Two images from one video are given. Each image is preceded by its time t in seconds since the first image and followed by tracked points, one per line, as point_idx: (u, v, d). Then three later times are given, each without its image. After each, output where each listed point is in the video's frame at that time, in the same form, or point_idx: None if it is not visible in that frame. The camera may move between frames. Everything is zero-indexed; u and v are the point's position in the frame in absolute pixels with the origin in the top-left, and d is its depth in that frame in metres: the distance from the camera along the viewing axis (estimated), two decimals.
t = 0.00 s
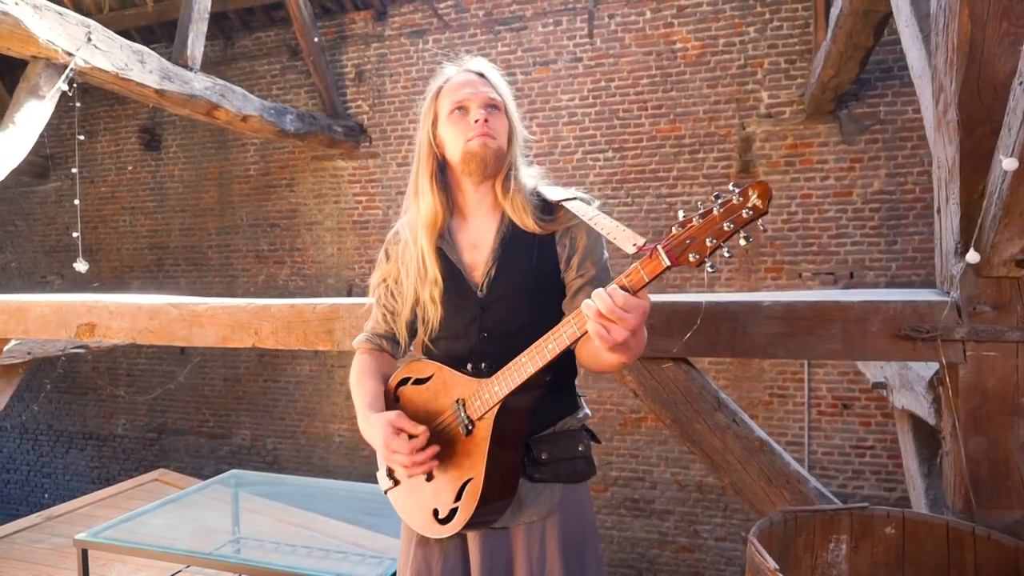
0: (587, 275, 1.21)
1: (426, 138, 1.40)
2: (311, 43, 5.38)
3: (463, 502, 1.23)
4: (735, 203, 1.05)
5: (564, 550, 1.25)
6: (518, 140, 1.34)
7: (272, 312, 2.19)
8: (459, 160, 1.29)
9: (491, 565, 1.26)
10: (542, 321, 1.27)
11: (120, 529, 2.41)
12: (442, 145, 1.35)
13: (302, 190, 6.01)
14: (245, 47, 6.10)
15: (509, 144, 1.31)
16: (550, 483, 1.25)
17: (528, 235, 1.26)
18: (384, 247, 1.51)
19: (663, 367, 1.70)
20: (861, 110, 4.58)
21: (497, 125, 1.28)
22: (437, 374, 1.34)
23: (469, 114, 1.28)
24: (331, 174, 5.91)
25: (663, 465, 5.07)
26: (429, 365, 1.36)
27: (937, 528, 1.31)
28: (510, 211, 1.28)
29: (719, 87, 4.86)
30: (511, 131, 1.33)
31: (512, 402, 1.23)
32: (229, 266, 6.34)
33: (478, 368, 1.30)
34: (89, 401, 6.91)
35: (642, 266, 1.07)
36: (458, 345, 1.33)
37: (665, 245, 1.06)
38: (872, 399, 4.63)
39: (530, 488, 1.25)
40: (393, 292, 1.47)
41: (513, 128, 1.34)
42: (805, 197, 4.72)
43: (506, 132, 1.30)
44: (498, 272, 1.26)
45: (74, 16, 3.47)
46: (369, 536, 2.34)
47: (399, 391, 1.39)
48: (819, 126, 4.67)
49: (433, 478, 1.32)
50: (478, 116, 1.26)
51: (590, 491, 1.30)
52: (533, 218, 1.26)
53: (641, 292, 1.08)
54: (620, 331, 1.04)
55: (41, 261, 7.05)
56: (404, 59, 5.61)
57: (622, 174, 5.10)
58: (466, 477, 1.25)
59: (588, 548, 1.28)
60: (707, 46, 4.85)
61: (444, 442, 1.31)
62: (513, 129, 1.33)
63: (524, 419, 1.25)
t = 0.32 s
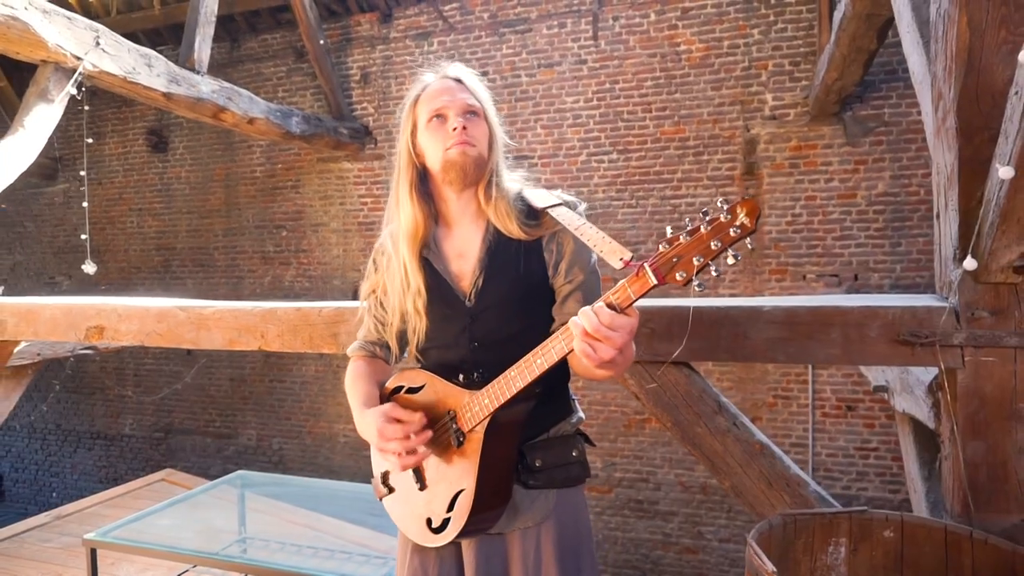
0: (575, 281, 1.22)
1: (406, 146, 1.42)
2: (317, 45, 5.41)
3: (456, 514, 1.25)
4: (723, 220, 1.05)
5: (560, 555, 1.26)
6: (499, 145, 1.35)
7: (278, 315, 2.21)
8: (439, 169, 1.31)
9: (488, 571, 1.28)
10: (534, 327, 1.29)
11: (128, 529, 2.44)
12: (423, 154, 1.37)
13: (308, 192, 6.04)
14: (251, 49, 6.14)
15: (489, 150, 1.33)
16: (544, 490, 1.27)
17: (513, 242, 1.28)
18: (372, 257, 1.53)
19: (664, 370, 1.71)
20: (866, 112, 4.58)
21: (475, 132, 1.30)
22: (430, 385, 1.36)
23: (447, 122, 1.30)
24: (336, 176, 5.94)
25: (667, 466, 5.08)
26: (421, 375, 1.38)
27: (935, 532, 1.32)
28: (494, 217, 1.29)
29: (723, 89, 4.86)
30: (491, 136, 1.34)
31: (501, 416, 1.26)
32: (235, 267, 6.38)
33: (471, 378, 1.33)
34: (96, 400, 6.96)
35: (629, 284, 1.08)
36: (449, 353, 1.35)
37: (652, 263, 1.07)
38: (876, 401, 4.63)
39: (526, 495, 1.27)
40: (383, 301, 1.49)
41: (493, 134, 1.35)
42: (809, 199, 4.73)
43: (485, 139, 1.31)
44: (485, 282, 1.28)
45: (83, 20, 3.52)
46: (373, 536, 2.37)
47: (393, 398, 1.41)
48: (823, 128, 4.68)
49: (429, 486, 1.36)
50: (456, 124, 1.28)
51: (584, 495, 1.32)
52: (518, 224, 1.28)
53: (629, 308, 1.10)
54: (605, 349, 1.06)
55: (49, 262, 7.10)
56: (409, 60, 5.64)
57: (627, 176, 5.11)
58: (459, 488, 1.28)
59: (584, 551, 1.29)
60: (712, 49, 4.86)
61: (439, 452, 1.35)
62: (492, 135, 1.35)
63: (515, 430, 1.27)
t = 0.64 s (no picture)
0: (569, 287, 1.23)
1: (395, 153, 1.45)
2: (326, 48, 5.45)
3: (453, 524, 1.27)
4: (716, 240, 1.07)
5: (559, 557, 1.29)
6: (486, 151, 1.38)
7: (288, 317, 2.23)
8: (427, 176, 1.34)
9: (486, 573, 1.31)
10: (529, 332, 1.31)
11: (141, 527, 2.47)
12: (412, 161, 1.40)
13: (317, 193, 6.08)
14: (261, 51, 6.19)
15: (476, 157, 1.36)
16: (544, 493, 1.29)
17: (505, 249, 1.30)
18: (366, 264, 1.57)
19: (669, 372, 1.73)
20: (874, 113, 4.58)
21: (462, 139, 1.33)
22: (426, 394, 1.38)
23: (434, 130, 1.33)
24: (345, 178, 5.97)
25: (674, 467, 5.09)
26: (418, 383, 1.40)
27: (938, 533, 1.34)
28: (483, 224, 1.32)
29: (731, 91, 4.87)
30: (478, 142, 1.37)
31: (495, 427, 1.27)
32: (245, 268, 6.43)
33: (465, 388, 1.34)
34: (108, 400, 7.03)
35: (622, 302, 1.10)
36: (446, 361, 1.37)
37: (644, 281, 1.09)
38: (884, 402, 4.62)
39: (525, 498, 1.29)
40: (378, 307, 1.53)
41: (480, 140, 1.38)
42: (817, 200, 4.73)
43: (472, 145, 1.34)
44: (478, 291, 1.30)
45: (95, 25, 3.58)
46: (382, 535, 2.39)
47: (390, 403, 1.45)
48: (831, 128, 4.68)
49: (425, 494, 1.38)
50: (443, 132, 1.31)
51: (583, 497, 1.35)
52: (508, 230, 1.30)
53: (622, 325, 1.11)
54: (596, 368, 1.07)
55: (62, 263, 7.18)
56: (417, 62, 5.67)
57: (635, 177, 5.12)
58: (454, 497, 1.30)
59: (583, 551, 1.32)
60: (719, 50, 4.86)
61: (434, 461, 1.37)
62: (479, 140, 1.37)
63: (511, 439, 1.29)
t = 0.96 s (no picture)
0: (575, 296, 1.26)
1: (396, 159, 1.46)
2: (343, 50, 5.51)
3: (460, 529, 1.30)
4: (726, 257, 1.08)
5: (565, 557, 1.32)
6: (488, 157, 1.39)
7: (304, 318, 2.26)
8: (429, 185, 1.36)
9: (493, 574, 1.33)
10: (534, 337, 1.33)
11: (162, 523, 2.53)
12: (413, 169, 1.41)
13: (334, 194, 6.14)
14: (279, 54, 6.26)
15: (478, 164, 1.37)
16: (549, 495, 1.31)
17: (509, 256, 1.32)
18: (369, 268, 1.58)
19: (680, 372, 1.73)
20: (891, 112, 4.54)
21: (463, 148, 1.34)
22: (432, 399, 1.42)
23: (434, 139, 1.34)
24: (362, 178, 6.03)
25: (689, 468, 5.08)
26: (424, 389, 1.44)
27: (949, 535, 1.34)
28: (486, 231, 1.34)
29: (746, 90, 4.85)
30: (480, 148, 1.38)
31: (501, 436, 1.29)
32: (263, 268, 6.51)
33: (472, 394, 1.36)
34: (130, 398, 7.15)
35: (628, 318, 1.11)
36: (452, 365, 1.38)
37: (651, 298, 1.11)
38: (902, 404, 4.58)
39: (530, 500, 1.31)
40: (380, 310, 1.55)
41: (482, 145, 1.39)
42: (834, 200, 4.70)
43: (474, 152, 1.36)
44: (483, 298, 1.31)
45: (117, 30, 3.66)
46: (396, 533, 2.42)
47: (398, 408, 1.49)
48: (848, 128, 4.65)
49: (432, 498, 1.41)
50: (443, 142, 1.32)
51: (587, 497, 1.37)
52: (511, 237, 1.32)
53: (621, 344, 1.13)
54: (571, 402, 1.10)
55: (86, 263, 7.32)
56: (432, 63, 5.71)
57: (650, 177, 5.12)
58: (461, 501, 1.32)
59: (588, 550, 1.35)
60: (735, 49, 4.85)
61: (442, 465, 1.40)
62: (482, 147, 1.39)
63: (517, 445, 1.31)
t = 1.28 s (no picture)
0: (585, 292, 1.27)
1: (411, 163, 1.44)
2: (357, 52, 5.55)
3: (471, 518, 1.31)
4: (731, 246, 1.09)
5: (573, 553, 1.33)
6: (504, 163, 1.38)
7: (316, 317, 2.29)
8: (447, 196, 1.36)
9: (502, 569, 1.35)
10: (546, 332, 1.33)
11: (177, 518, 2.57)
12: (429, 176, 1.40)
13: (348, 194, 6.19)
14: (294, 56, 6.32)
15: (495, 173, 1.36)
16: (557, 490, 1.33)
17: (520, 255, 1.31)
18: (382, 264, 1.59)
19: (686, 372, 1.74)
20: (908, 110, 4.50)
21: (481, 160, 1.33)
22: (444, 392, 1.43)
23: (454, 153, 1.32)
24: (376, 179, 6.07)
25: (702, 468, 5.07)
26: (436, 382, 1.45)
27: (956, 536, 1.33)
28: (497, 235, 1.34)
29: (760, 89, 4.83)
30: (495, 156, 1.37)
31: (512, 427, 1.30)
32: (279, 268, 6.57)
33: (482, 387, 1.38)
34: (148, 396, 7.25)
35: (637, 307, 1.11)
36: (463, 360, 1.40)
37: (660, 287, 1.09)
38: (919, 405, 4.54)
39: (539, 494, 1.33)
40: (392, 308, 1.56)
41: (497, 152, 1.38)
42: (849, 199, 4.66)
43: (490, 162, 1.35)
44: (495, 294, 1.32)
45: (135, 34, 3.72)
46: (407, 530, 2.44)
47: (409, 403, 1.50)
48: (863, 126, 4.61)
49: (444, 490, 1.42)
50: (464, 158, 1.31)
51: (594, 493, 1.38)
52: (521, 236, 1.32)
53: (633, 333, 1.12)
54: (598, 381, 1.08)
55: (105, 263, 7.44)
56: (446, 64, 5.74)
57: (663, 177, 5.11)
58: (473, 492, 1.33)
59: (594, 548, 1.36)
60: (748, 48, 4.83)
61: (454, 457, 1.41)
62: (498, 154, 1.38)
63: (527, 438, 1.32)
